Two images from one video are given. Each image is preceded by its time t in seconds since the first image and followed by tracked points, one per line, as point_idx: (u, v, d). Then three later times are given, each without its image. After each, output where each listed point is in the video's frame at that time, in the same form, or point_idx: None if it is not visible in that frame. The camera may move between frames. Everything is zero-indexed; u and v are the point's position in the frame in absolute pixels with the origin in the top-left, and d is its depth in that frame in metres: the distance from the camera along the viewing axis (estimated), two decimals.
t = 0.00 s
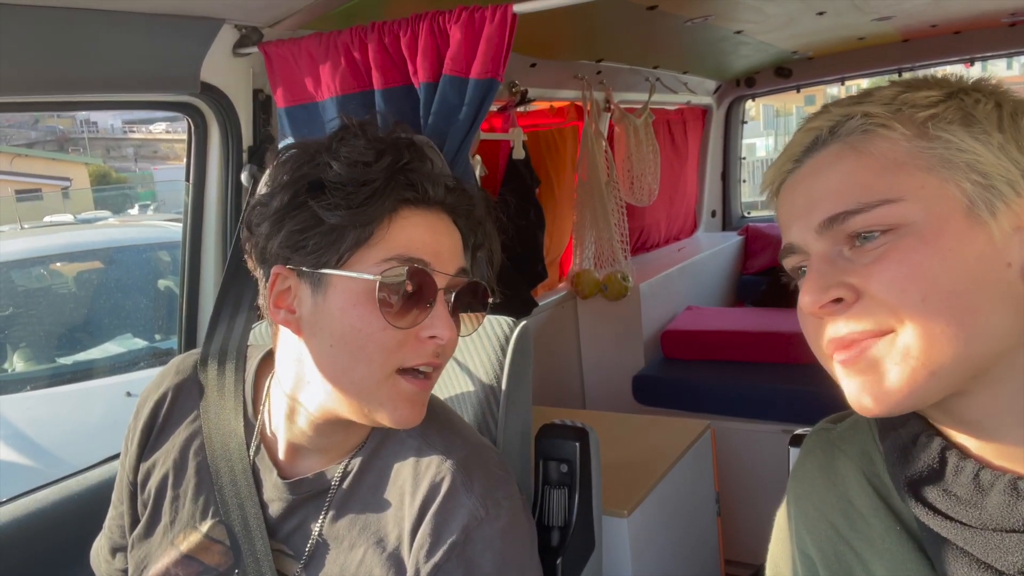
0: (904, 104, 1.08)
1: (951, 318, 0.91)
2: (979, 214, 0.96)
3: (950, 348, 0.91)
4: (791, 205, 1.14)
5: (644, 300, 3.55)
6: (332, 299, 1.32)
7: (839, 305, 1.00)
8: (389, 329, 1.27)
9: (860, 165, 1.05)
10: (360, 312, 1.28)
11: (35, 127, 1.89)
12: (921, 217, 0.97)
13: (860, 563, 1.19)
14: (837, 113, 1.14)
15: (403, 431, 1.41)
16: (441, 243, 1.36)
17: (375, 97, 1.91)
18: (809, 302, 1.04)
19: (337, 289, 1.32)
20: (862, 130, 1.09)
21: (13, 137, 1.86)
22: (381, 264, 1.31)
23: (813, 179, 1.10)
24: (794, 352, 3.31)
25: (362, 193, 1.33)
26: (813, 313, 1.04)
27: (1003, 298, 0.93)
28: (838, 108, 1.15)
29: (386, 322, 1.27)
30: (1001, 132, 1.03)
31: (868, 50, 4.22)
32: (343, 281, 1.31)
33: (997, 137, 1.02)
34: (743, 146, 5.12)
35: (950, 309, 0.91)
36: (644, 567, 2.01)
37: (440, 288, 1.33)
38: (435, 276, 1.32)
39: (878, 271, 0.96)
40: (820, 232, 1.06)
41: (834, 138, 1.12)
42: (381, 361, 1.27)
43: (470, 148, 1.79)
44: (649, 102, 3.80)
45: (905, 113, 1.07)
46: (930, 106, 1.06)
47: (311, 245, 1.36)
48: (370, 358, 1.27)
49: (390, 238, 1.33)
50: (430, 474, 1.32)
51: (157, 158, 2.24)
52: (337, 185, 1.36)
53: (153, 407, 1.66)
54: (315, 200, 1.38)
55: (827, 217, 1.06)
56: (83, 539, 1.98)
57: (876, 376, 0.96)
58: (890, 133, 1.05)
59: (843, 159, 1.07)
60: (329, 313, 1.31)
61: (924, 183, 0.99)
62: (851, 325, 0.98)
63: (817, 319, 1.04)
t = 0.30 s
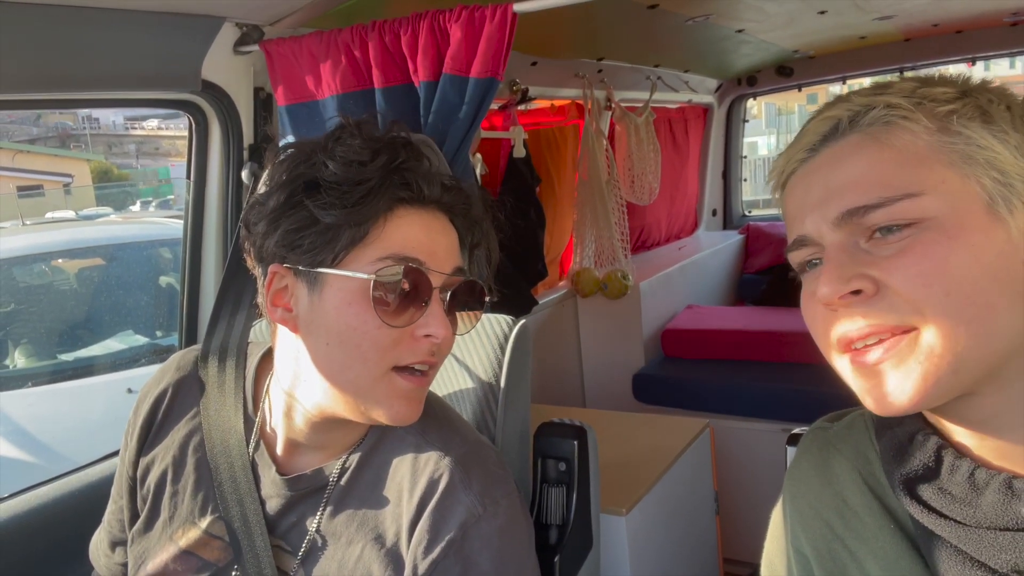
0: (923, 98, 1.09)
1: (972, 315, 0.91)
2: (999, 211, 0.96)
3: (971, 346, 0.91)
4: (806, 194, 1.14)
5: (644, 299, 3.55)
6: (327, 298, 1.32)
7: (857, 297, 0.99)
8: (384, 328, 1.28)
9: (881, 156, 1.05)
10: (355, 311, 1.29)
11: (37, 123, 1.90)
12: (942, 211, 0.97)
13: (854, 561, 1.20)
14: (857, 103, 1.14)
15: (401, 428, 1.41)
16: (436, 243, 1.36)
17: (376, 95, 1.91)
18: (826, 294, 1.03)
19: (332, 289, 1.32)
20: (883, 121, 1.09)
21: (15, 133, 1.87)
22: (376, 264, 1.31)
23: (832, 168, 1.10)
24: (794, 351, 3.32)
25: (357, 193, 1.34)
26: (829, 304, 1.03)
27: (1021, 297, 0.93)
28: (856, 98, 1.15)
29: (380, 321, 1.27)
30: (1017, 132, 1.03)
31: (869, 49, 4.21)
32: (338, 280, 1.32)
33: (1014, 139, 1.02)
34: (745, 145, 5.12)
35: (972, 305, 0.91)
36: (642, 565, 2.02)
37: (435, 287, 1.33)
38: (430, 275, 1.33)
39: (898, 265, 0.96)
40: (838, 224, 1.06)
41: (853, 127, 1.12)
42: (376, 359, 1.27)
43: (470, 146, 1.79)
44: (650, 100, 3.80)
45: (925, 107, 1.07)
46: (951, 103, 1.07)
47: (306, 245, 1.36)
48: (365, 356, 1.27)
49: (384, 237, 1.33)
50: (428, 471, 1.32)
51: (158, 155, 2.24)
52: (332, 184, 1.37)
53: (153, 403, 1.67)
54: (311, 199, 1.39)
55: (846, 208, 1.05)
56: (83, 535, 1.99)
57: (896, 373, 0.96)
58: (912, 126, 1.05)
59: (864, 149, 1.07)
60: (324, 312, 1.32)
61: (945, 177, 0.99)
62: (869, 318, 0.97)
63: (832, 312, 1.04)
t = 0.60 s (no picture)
0: (939, 91, 1.15)
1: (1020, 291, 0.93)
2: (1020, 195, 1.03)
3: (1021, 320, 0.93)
4: (837, 173, 1.12)
5: (644, 295, 3.56)
6: (325, 292, 1.32)
7: (911, 272, 0.96)
8: (381, 322, 1.27)
9: (916, 136, 1.08)
10: (354, 305, 1.29)
11: (37, 118, 1.90)
12: (981, 188, 1.01)
13: (852, 556, 1.20)
14: (882, 89, 1.17)
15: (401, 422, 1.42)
16: (435, 237, 1.36)
17: (377, 89, 1.91)
18: (881, 268, 0.99)
19: (331, 283, 1.32)
20: (910, 106, 1.13)
21: (15, 128, 1.87)
22: (374, 258, 1.31)
23: (867, 145, 1.10)
24: (793, 348, 3.32)
25: (356, 186, 1.34)
26: (881, 279, 0.99)
27: None
28: (874, 87, 1.19)
29: (378, 315, 1.27)
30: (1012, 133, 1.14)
31: (871, 45, 4.20)
32: (336, 275, 1.32)
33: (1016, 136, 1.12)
34: (745, 142, 5.12)
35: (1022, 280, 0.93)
36: (641, 561, 2.02)
37: (433, 282, 1.33)
38: (429, 270, 1.33)
39: (953, 239, 0.95)
40: (878, 200, 1.05)
41: (883, 108, 1.14)
42: (374, 353, 1.27)
43: (470, 141, 1.79)
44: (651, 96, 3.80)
45: (945, 98, 1.14)
46: (963, 99, 1.15)
47: (304, 239, 1.36)
48: (363, 351, 1.27)
49: (383, 231, 1.33)
50: (428, 465, 1.32)
51: (158, 150, 2.24)
52: (331, 178, 1.37)
53: (153, 396, 1.67)
54: (309, 193, 1.39)
55: (886, 184, 1.05)
56: (84, 529, 1.99)
57: (959, 353, 0.93)
58: (938, 112, 1.11)
59: (899, 128, 1.10)
60: (323, 306, 1.32)
61: (978, 159, 1.05)
62: (929, 296, 0.94)
63: (880, 288, 1.00)
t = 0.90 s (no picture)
0: (927, 90, 1.16)
1: (1012, 286, 0.93)
2: (1010, 190, 1.03)
3: (1015, 315, 0.93)
4: (827, 173, 1.12)
5: (642, 292, 3.56)
6: (324, 288, 1.32)
7: (905, 270, 0.96)
8: (380, 319, 1.27)
9: (905, 136, 1.08)
10: (353, 301, 1.28)
11: (34, 113, 1.89)
12: (970, 185, 1.01)
13: (851, 551, 1.20)
14: (869, 90, 1.17)
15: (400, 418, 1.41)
16: (434, 233, 1.36)
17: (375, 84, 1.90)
18: (874, 266, 0.99)
19: (329, 278, 1.31)
20: (899, 106, 1.13)
21: (11, 123, 1.86)
22: (373, 253, 1.31)
23: (856, 146, 1.10)
24: (792, 345, 3.33)
25: (354, 181, 1.33)
26: (874, 276, 0.99)
27: None
28: (861, 88, 1.18)
29: (377, 311, 1.27)
30: (1002, 129, 1.14)
31: (869, 42, 4.20)
32: (335, 270, 1.31)
33: (1004, 134, 1.13)
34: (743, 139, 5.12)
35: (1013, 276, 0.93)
36: (639, 556, 2.03)
37: (432, 278, 1.33)
38: (428, 266, 1.32)
39: (942, 236, 0.96)
40: (868, 200, 1.05)
41: (871, 110, 1.14)
42: (372, 349, 1.27)
43: (469, 137, 1.79)
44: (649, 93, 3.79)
45: (934, 96, 1.14)
46: (951, 98, 1.15)
47: (302, 234, 1.36)
48: (361, 347, 1.27)
49: (382, 226, 1.33)
50: (426, 460, 1.32)
51: (156, 146, 2.23)
52: (330, 173, 1.36)
53: (151, 391, 1.66)
54: (307, 188, 1.38)
55: (876, 183, 1.05)
56: (81, 525, 1.99)
57: (954, 350, 0.93)
58: (927, 110, 1.11)
59: (887, 129, 1.10)
60: (321, 302, 1.31)
61: (967, 157, 1.05)
62: (922, 293, 0.94)
63: (872, 286, 1.00)
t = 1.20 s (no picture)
0: (914, 91, 1.16)
1: (1000, 290, 0.93)
2: (996, 193, 1.03)
3: (1002, 318, 0.93)
4: (814, 175, 1.12)
5: (638, 290, 3.56)
6: (314, 288, 1.32)
7: (887, 271, 0.97)
8: (370, 320, 1.27)
9: (891, 138, 1.08)
10: (342, 302, 1.28)
11: (30, 111, 1.89)
12: (956, 188, 1.01)
13: (841, 551, 1.20)
14: (857, 91, 1.17)
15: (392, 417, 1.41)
16: (425, 234, 1.36)
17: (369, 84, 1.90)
18: (856, 268, 1.00)
19: (319, 279, 1.32)
20: (886, 107, 1.13)
21: (8, 122, 1.86)
22: (363, 254, 1.31)
23: (842, 148, 1.11)
24: (787, 344, 3.33)
25: (344, 182, 1.33)
26: (857, 278, 1.00)
27: None
28: (849, 89, 1.18)
29: (367, 312, 1.27)
30: (991, 131, 1.14)
31: (866, 41, 4.20)
32: (325, 271, 1.32)
33: (992, 136, 1.13)
34: (740, 138, 5.13)
35: (999, 280, 0.93)
36: (634, 555, 2.03)
37: (424, 279, 1.32)
38: (419, 267, 1.32)
39: (927, 239, 0.96)
40: (854, 203, 1.05)
41: (857, 111, 1.14)
42: (361, 350, 1.27)
43: (463, 137, 1.78)
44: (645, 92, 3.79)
45: (921, 98, 1.14)
46: (939, 98, 1.15)
47: (292, 235, 1.36)
48: (351, 348, 1.27)
49: (372, 227, 1.33)
50: (419, 461, 1.32)
51: (152, 145, 2.24)
52: (320, 173, 1.36)
53: (144, 390, 1.67)
54: (297, 188, 1.38)
55: (863, 186, 1.05)
56: (76, 524, 1.99)
57: (941, 361, 0.93)
58: (914, 112, 1.11)
59: (874, 131, 1.10)
60: (311, 303, 1.31)
61: (953, 159, 1.05)
62: (909, 290, 0.94)
63: (856, 288, 1.00)
